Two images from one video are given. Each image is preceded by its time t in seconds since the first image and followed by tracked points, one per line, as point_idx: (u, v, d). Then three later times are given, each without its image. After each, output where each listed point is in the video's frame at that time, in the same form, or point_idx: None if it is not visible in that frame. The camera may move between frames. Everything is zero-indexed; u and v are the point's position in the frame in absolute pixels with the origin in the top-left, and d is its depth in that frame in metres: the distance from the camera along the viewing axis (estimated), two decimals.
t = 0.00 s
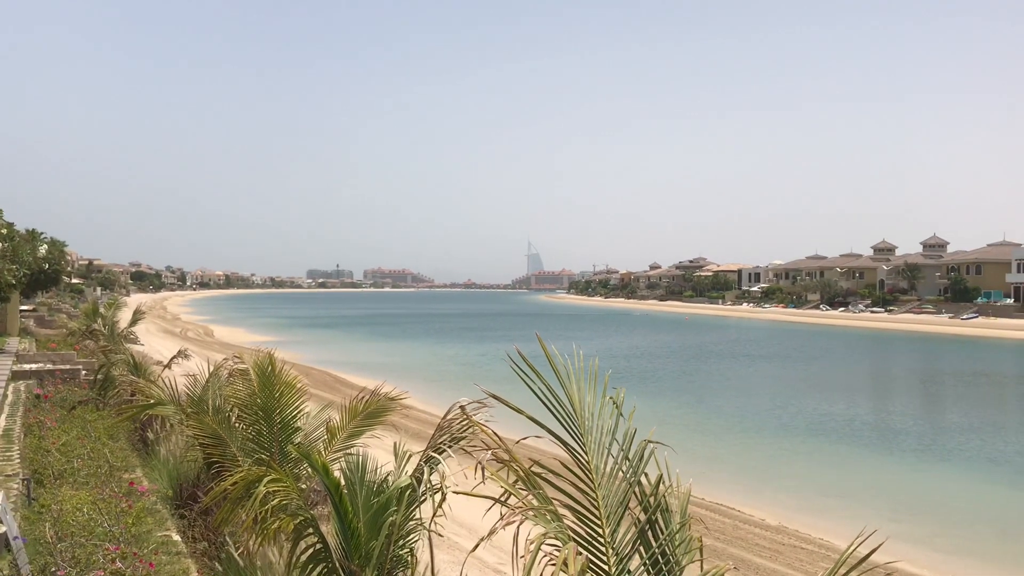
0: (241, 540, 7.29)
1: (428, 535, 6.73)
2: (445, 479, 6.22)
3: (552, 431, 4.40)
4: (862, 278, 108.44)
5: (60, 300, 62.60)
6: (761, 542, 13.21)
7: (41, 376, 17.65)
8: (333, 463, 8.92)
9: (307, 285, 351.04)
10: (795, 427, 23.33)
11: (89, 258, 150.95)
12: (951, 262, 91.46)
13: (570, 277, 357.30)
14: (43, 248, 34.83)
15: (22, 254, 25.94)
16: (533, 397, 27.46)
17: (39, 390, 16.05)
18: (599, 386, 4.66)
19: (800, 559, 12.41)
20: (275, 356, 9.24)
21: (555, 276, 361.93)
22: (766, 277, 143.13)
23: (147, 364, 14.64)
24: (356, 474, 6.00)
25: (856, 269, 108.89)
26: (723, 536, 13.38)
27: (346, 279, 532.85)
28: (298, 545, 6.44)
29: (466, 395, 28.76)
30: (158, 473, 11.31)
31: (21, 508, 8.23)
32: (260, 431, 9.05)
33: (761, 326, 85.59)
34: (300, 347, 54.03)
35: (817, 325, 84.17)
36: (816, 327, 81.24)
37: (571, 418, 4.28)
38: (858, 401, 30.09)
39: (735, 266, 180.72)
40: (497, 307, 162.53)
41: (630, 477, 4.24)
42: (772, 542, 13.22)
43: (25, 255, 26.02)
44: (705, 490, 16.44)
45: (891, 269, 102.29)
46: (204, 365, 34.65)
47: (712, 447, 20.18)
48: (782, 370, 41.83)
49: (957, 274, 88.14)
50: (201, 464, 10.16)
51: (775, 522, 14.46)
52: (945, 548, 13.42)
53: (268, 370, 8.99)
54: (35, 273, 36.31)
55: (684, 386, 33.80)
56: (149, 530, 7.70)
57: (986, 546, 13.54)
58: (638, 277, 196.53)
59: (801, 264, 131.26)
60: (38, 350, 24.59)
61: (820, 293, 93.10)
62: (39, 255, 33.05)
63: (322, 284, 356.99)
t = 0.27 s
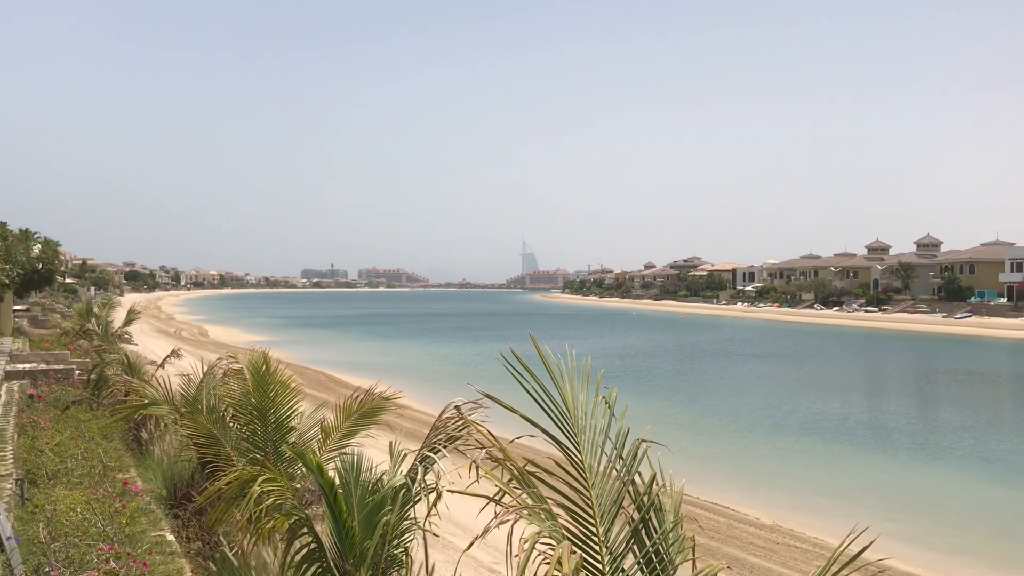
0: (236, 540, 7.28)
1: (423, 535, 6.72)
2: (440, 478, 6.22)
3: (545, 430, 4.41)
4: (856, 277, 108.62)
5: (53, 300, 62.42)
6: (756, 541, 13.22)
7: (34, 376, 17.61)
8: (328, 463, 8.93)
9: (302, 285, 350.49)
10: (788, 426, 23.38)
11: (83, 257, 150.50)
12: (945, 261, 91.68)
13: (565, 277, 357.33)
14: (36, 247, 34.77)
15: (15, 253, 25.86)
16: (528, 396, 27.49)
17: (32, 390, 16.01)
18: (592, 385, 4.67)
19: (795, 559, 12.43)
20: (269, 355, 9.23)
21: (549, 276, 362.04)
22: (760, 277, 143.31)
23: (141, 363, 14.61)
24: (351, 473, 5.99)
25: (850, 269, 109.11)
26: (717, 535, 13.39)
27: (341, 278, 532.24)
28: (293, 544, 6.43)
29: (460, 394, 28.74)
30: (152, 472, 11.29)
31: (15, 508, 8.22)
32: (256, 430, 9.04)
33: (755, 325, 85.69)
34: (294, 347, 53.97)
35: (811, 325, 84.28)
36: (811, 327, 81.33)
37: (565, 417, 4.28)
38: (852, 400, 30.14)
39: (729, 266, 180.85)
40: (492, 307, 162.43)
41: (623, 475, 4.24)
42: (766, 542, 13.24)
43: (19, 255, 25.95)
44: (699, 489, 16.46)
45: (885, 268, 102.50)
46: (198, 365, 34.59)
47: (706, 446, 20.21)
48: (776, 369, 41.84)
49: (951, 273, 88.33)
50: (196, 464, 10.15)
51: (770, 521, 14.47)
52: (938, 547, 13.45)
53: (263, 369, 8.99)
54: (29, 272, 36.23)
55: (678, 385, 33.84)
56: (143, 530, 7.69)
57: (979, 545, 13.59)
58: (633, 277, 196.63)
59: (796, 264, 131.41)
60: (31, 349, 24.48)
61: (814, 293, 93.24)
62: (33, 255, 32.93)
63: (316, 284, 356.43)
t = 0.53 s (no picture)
0: (230, 539, 7.27)
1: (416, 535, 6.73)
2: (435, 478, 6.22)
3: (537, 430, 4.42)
4: (851, 276, 108.78)
5: (48, 300, 62.33)
6: (751, 539, 13.25)
7: (29, 375, 17.57)
8: (322, 462, 8.95)
9: (297, 284, 350.07)
10: (783, 425, 23.43)
11: (78, 257, 150.24)
12: (939, 260, 91.84)
13: (561, 275, 357.44)
14: (30, 247, 34.68)
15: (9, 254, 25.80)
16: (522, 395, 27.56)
17: (27, 389, 16.00)
18: (584, 384, 4.68)
19: (790, 557, 12.45)
20: (264, 354, 9.23)
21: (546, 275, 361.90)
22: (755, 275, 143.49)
23: (135, 363, 14.58)
24: (344, 472, 5.98)
25: (845, 267, 109.29)
26: (712, 534, 13.40)
27: (337, 277, 532.48)
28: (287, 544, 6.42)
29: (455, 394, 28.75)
30: (147, 472, 11.27)
31: (9, 508, 8.21)
32: (249, 430, 9.04)
33: (750, 324, 85.83)
34: (290, 346, 53.96)
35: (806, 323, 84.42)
36: (805, 326, 81.46)
37: (557, 415, 4.29)
38: (846, 398, 30.21)
39: (725, 264, 181.07)
40: (488, 305, 162.40)
41: (616, 474, 4.25)
42: (761, 540, 13.25)
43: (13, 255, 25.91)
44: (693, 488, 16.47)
45: (880, 267, 102.68)
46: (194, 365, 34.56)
47: (699, 444, 20.25)
48: (771, 367, 41.92)
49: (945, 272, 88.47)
50: (190, 463, 10.14)
51: (765, 520, 14.49)
52: (932, 545, 13.49)
53: (257, 369, 9.00)
54: (23, 271, 36.12)
55: (672, 384, 33.88)
56: (138, 529, 7.68)
57: (973, 542, 13.62)
58: (628, 275, 196.70)
59: (791, 262, 131.61)
60: (26, 349, 24.47)
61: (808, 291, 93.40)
62: (26, 255, 32.86)
63: (312, 283, 356.87)
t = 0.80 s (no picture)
0: (229, 538, 7.27)
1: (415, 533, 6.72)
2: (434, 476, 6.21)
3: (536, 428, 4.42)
4: (850, 275, 108.78)
5: (47, 299, 62.27)
6: (750, 538, 13.25)
7: (28, 374, 17.57)
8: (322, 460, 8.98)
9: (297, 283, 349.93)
10: (782, 424, 23.42)
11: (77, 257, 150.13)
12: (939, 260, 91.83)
13: (561, 274, 357.42)
14: (30, 245, 34.69)
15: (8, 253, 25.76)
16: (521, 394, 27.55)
17: (27, 388, 16.00)
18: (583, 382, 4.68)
19: (789, 556, 12.45)
20: (262, 353, 9.23)
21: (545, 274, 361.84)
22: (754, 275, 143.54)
23: (135, 361, 14.58)
24: (344, 470, 5.98)
25: (845, 267, 109.27)
26: (711, 533, 13.41)
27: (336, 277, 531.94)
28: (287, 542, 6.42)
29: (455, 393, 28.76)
30: (146, 471, 11.27)
31: (8, 507, 8.22)
32: (249, 429, 9.06)
33: (749, 323, 85.86)
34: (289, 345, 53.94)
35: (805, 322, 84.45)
36: (805, 325, 81.49)
37: (555, 414, 4.29)
38: (845, 398, 30.21)
39: (724, 263, 181.09)
40: (487, 305, 162.43)
41: (614, 472, 4.25)
42: (761, 539, 13.26)
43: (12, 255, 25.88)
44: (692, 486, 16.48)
45: (879, 266, 102.65)
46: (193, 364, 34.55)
47: (698, 443, 20.24)
48: (770, 366, 41.91)
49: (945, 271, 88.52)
50: (189, 461, 10.15)
51: (764, 519, 14.49)
52: (932, 544, 13.49)
53: (256, 368, 9.01)
54: (23, 270, 36.14)
55: (671, 383, 33.87)
56: (137, 528, 7.68)
57: (973, 542, 13.62)
58: (627, 274, 196.72)
59: (790, 262, 131.58)
60: (25, 348, 24.45)
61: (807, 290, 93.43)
62: (26, 254, 32.83)
63: (311, 283, 356.69)
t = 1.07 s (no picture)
0: (235, 535, 7.30)
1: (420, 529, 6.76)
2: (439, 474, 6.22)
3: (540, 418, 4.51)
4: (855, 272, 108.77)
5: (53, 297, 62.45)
6: (754, 536, 13.25)
7: (34, 372, 17.63)
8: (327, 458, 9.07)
9: (301, 281, 349.94)
10: (788, 422, 23.38)
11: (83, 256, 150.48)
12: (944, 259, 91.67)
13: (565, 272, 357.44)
14: (36, 243, 34.80)
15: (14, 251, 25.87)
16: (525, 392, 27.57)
17: (33, 386, 16.05)
18: (588, 380, 4.69)
19: (794, 554, 12.46)
20: (268, 353, 9.34)
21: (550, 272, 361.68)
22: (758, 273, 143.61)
23: (140, 359, 14.61)
24: (350, 468, 6.00)
25: (849, 266, 109.16)
26: (715, 531, 13.42)
27: (340, 276, 532.25)
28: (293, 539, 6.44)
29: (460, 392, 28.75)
30: (152, 469, 11.30)
31: (15, 504, 8.26)
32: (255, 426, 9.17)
33: (753, 321, 85.79)
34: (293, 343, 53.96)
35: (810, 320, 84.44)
36: (809, 323, 81.38)
37: (561, 412, 4.31)
38: (850, 396, 30.21)
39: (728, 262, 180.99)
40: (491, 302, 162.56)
41: (620, 469, 4.26)
42: (765, 537, 13.26)
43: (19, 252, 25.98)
44: (696, 485, 16.45)
45: (884, 265, 102.51)
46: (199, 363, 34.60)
47: (702, 441, 20.25)
48: (775, 365, 41.90)
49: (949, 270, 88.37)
50: (195, 459, 10.19)
51: (769, 517, 14.50)
52: (934, 542, 13.51)
53: (261, 368, 9.13)
54: (28, 268, 36.26)
55: (675, 382, 33.83)
56: (143, 525, 7.70)
57: (978, 541, 13.62)
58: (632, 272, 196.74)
59: (794, 260, 131.52)
60: (32, 346, 24.55)
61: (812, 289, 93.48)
62: (32, 252, 32.98)
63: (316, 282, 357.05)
